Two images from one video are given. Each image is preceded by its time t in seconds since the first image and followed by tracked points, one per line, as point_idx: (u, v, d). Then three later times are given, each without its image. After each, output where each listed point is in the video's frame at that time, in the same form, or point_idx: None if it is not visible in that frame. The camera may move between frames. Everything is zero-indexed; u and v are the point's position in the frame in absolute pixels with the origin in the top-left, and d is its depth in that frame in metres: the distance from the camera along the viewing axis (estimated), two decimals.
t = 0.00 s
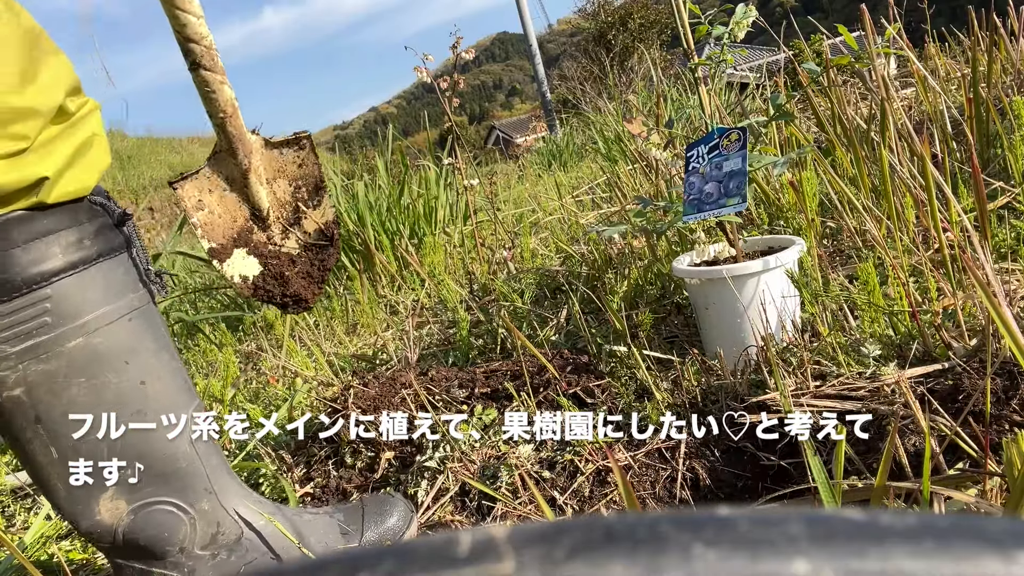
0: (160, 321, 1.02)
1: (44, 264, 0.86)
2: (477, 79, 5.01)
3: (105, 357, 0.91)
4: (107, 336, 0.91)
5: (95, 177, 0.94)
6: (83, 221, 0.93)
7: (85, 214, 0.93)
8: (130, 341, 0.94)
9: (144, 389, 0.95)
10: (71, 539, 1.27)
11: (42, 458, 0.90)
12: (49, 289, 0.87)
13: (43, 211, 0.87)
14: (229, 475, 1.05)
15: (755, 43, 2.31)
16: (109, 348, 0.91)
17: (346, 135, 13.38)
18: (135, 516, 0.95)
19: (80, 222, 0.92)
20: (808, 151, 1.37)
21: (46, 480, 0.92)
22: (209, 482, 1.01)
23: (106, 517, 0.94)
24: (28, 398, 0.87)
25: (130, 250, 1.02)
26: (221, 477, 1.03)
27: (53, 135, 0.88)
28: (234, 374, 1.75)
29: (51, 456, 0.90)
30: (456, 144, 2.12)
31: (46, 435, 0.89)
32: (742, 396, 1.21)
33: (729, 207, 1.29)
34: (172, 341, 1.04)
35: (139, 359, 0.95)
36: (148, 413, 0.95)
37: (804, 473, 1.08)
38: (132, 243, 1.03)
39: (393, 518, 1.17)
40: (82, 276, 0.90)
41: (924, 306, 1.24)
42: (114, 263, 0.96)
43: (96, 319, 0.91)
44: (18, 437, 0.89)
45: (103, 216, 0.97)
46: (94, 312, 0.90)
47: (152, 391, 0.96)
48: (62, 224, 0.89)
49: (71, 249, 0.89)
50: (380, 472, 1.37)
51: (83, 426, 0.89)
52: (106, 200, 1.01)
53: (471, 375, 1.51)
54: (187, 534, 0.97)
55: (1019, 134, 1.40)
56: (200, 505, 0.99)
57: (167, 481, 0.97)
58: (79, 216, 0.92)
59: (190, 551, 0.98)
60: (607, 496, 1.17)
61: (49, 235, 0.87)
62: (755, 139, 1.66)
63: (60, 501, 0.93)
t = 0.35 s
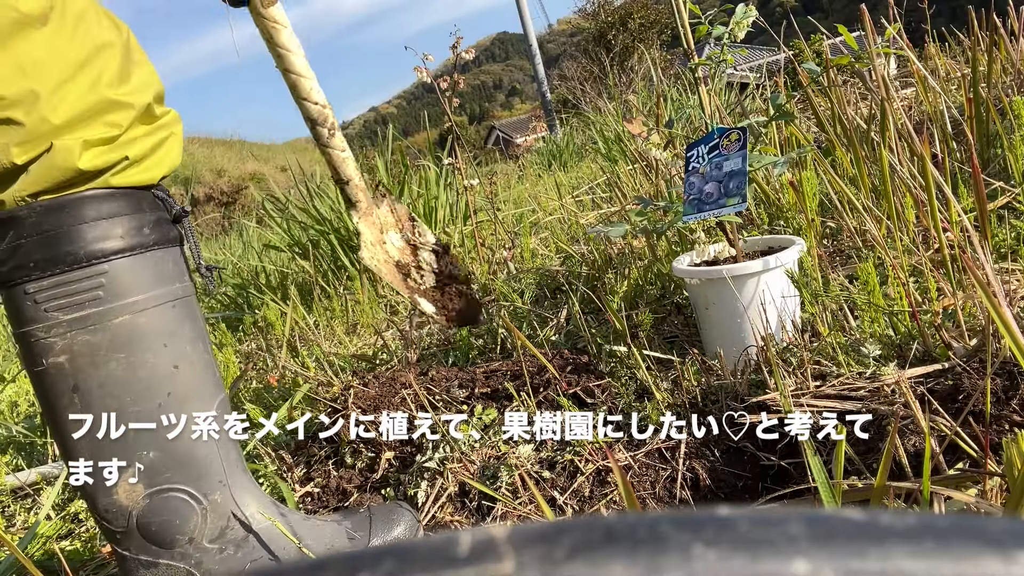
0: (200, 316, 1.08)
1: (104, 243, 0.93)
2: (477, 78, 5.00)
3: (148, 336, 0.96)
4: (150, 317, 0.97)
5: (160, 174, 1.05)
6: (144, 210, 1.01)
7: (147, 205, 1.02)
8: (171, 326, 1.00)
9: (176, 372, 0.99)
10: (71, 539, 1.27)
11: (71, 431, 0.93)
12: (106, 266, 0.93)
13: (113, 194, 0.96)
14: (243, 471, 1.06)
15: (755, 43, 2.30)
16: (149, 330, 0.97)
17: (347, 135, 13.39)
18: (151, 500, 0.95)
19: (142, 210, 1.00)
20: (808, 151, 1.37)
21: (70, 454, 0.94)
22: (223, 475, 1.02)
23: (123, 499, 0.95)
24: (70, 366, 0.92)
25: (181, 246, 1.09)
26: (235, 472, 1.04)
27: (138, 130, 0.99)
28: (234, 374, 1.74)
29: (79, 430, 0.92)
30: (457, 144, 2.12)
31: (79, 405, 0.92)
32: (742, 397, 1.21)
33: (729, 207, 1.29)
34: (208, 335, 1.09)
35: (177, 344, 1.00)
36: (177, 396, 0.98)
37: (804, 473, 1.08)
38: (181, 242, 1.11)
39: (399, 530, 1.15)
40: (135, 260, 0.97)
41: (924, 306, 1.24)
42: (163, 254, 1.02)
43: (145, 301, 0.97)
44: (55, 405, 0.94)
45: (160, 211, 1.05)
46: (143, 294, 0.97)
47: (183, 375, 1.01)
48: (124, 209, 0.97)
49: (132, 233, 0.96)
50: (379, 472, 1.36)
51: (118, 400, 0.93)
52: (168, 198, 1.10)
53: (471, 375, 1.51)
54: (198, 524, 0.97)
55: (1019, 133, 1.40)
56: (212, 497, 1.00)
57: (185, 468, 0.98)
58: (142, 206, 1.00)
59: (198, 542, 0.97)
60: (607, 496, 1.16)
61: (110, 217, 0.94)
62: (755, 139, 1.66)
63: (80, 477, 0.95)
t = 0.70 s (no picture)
0: (203, 315, 1.08)
1: (109, 240, 0.94)
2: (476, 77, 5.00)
3: (151, 333, 0.96)
4: (154, 314, 0.97)
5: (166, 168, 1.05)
6: (149, 209, 1.01)
7: (152, 205, 1.02)
8: (174, 324, 1.00)
9: (180, 370, 0.99)
10: (71, 539, 1.27)
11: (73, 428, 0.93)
12: (111, 263, 0.94)
13: (120, 192, 0.97)
14: (246, 470, 1.05)
15: (755, 43, 2.30)
16: (153, 326, 0.97)
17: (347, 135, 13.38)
18: (153, 496, 0.95)
19: (146, 209, 1.00)
20: (808, 151, 1.37)
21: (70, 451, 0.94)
22: (226, 473, 1.01)
23: (125, 495, 0.94)
24: (74, 362, 0.92)
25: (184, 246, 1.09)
26: (238, 470, 1.03)
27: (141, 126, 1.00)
28: (234, 374, 1.74)
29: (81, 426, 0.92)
30: (457, 144, 2.12)
31: (82, 402, 0.92)
32: (742, 397, 1.22)
33: (729, 207, 1.29)
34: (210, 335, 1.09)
35: (180, 341, 1.00)
36: (180, 394, 0.98)
37: (804, 473, 1.08)
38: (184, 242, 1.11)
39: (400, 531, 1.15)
40: (140, 258, 0.97)
41: (924, 306, 1.24)
42: (168, 252, 1.03)
43: (151, 298, 0.97)
44: (57, 402, 0.93)
45: (164, 211, 1.06)
46: (148, 291, 0.97)
47: (187, 373, 1.00)
48: (130, 207, 0.97)
49: (137, 231, 0.97)
50: (379, 472, 1.36)
51: (121, 396, 0.93)
52: (172, 199, 1.10)
53: (472, 375, 1.51)
54: (200, 521, 0.96)
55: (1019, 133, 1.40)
56: (214, 495, 0.99)
57: (187, 465, 0.98)
58: (147, 206, 1.01)
59: (200, 540, 0.96)
60: (607, 496, 1.16)
61: (116, 216, 0.95)
62: (755, 139, 1.66)
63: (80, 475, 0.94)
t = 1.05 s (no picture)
0: (200, 314, 1.07)
1: (105, 241, 0.94)
2: (476, 77, 4.99)
3: (150, 333, 0.96)
4: (153, 315, 0.97)
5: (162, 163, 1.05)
6: (144, 207, 1.01)
7: (147, 202, 1.02)
8: (173, 324, 1.00)
9: (179, 370, 0.99)
10: (71, 539, 1.27)
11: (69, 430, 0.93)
12: (107, 264, 0.94)
13: (114, 190, 0.96)
14: (246, 469, 1.05)
15: (755, 43, 2.30)
16: (151, 327, 0.97)
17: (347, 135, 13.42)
18: (152, 496, 0.95)
19: (141, 207, 1.00)
20: (807, 151, 1.37)
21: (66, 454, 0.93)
22: (226, 472, 1.02)
23: (125, 495, 0.95)
24: (70, 364, 0.92)
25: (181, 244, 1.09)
26: (238, 469, 1.03)
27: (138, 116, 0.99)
28: (234, 374, 1.74)
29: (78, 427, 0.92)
30: (457, 144, 2.12)
31: (79, 404, 0.92)
32: (742, 397, 1.22)
33: (729, 207, 1.29)
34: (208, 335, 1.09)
35: (178, 342, 1.00)
36: (180, 394, 0.98)
37: (804, 473, 1.08)
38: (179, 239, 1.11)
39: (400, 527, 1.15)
40: (136, 258, 0.97)
41: (924, 306, 1.24)
42: (164, 251, 1.03)
43: (148, 299, 0.97)
44: (52, 404, 0.93)
45: (159, 207, 1.06)
46: (146, 292, 0.97)
47: (186, 373, 1.00)
48: (126, 206, 0.97)
49: (133, 230, 0.97)
50: (379, 472, 1.36)
51: (119, 398, 0.93)
52: (167, 195, 1.10)
53: (471, 375, 1.50)
54: (200, 519, 0.97)
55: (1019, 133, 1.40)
56: (214, 493, 0.99)
57: (186, 464, 0.98)
58: (141, 204, 1.01)
59: (200, 537, 0.97)
60: (607, 496, 1.16)
61: (110, 215, 0.95)
62: (755, 139, 1.66)
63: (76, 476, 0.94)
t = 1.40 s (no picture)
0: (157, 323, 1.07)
1: (77, 245, 0.94)
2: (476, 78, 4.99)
3: (111, 338, 0.96)
4: (114, 321, 0.97)
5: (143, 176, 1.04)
6: (124, 216, 1.02)
7: (127, 210, 1.02)
8: (133, 333, 0.99)
9: (135, 378, 0.99)
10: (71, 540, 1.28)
11: (18, 430, 0.91)
12: (78, 266, 0.94)
13: (99, 196, 0.96)
14: (178, 481, 1.05)
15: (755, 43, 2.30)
16: (112, 333, 0.96)
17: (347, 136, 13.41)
18: (91, 506, 0.94)
19: (119, 215, 1.00)
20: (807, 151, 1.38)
21: (7, 455, 0.92)
22: (164, 485, 1.01)
23: (61, 503, 0.93)
24: (27, 364, 0.91)
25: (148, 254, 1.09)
26: (174, 482, 1.03)
27: (138, 117, 1.00)
28: (234, 374, 1.74)
29: (28, 429, 0.91)
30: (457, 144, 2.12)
31: (31, 406, 0.91)
32: (742, 397, 1.22)
33: (729, 207, 1.29)
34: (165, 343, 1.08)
35: (136, 351, 1.00)
36: (132, 402, 0.98)
37: (804, 473, 1.08)
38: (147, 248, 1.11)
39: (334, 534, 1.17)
40: (104, 265, 0.97)
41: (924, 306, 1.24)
42: (133, 258, 1.03)
43: (114, 305, 0.97)
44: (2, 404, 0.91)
45: (138, 218, 1.06)
46: (113, 297, 0.98)
47: (141, 381, 1.00)
48: (105, 212, 0.98)
49: (107, 236, 0.97)
50: (380, 472, 1.36)
51: (73, 400, 0.93)
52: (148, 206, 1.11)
53: (472, 375, 1.50)
54: (135, 534, 0.97)
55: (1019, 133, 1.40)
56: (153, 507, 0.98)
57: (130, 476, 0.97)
58: (121, 212, 1.01)
59: (134, 553, 0.97)
60: (607, 496, 1.17)
61: (88, 220, 0.95)
62: (755, 139, 1.66)
63: (20, 478, 0.93)
